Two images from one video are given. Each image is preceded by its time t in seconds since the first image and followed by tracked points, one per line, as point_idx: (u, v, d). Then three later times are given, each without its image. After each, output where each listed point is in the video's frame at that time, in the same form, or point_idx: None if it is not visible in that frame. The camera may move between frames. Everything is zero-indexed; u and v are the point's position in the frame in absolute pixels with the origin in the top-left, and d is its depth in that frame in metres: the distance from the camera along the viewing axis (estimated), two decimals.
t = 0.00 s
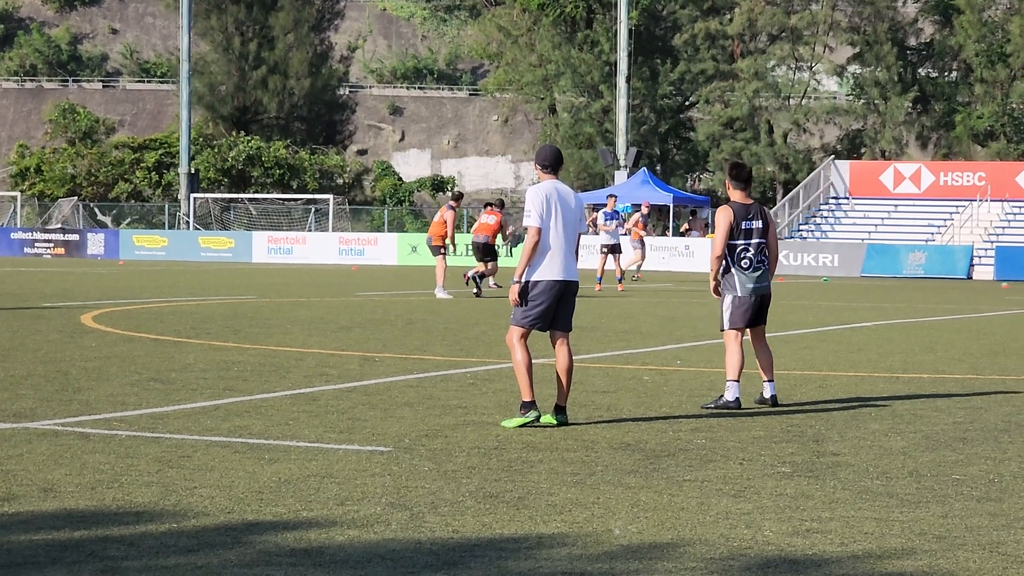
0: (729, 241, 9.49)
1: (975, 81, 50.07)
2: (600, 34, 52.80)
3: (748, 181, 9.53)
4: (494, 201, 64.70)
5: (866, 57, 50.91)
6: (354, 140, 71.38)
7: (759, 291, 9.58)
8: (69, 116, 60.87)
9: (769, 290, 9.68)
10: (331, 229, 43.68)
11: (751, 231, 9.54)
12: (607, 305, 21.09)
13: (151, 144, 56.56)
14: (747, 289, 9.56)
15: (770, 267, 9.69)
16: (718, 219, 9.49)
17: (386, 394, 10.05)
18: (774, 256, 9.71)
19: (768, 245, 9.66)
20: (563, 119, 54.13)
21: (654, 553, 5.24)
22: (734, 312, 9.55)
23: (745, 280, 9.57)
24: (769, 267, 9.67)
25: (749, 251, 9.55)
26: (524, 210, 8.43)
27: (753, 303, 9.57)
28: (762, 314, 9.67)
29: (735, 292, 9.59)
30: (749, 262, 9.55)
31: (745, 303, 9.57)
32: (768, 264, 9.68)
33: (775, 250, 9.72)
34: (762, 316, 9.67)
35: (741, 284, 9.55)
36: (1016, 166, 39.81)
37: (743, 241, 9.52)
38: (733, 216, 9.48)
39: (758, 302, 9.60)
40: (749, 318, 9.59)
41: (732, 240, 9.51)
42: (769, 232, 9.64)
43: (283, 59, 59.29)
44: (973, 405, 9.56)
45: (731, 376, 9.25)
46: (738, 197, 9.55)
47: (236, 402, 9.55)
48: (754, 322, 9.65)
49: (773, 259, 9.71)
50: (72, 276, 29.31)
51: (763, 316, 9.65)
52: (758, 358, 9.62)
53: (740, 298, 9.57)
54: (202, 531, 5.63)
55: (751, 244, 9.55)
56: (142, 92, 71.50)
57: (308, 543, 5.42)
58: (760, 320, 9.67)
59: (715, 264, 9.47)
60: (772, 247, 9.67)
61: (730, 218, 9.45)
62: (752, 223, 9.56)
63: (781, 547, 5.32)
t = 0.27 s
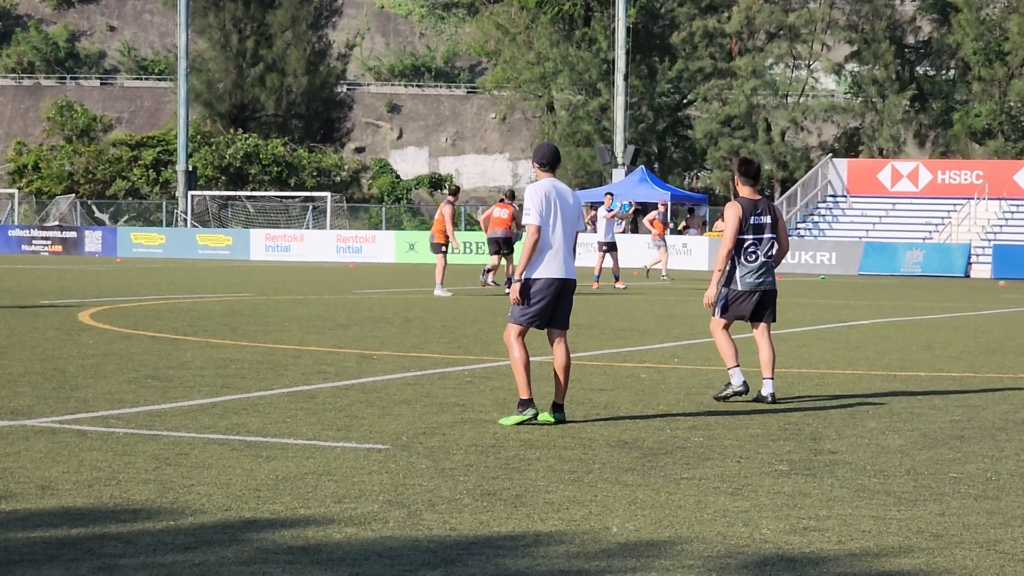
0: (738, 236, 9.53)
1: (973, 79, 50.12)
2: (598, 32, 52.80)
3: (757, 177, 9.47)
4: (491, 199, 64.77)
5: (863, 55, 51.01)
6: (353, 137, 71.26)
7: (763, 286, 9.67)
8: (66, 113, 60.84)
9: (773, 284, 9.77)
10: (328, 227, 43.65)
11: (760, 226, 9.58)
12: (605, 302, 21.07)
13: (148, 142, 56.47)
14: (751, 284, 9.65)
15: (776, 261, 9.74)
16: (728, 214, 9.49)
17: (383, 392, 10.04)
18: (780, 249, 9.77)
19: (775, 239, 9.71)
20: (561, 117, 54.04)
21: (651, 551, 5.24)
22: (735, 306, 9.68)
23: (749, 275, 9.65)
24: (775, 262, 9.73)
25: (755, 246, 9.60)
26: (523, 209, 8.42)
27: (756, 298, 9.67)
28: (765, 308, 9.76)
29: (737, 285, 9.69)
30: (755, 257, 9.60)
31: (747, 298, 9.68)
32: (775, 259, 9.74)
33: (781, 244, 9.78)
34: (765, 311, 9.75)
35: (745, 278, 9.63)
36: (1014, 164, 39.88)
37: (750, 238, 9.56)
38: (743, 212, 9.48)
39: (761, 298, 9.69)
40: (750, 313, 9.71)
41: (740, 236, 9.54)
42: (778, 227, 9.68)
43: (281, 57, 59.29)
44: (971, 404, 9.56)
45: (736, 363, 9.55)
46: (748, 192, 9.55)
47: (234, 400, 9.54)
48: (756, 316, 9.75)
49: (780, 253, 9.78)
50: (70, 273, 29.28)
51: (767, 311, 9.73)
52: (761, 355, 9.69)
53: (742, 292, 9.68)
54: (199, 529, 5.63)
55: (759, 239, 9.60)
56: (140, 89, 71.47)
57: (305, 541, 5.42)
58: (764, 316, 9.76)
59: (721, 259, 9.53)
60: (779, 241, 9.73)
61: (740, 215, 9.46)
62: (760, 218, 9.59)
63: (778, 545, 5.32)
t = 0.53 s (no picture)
0: (729, 237, 9.72)
1: (971, 77, 50.09)
2: (596, 29, 52.93)
3: (748, 181, 9.79)
4: (489, 196, 64.81)
5: (861, 54, 51.10)
6: (350, 134, 71.17)
7: (758, 287, 9.77)
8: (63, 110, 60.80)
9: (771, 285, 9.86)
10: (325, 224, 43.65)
11: (752, 227, 9.77)
12: (603, 300, 21.08)
13: (146, 139, 56.37)
14: (746, 285, 9.77)
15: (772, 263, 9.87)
16: (719, 218, 9.71)
17: (381, 389, 10.04)
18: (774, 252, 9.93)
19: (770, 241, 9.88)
20: (559, 115, 54.03)
21: (647, 548, 5.25)
22: (731, 306, 9.80)
23: (743, 275, 9.78)
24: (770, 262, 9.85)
25: (749, 248, 9.77)
26: (521, 205, 8.42)
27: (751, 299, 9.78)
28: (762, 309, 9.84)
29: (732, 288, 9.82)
30: (748, 258, 9.76)
31: (741, 299, 9.80)
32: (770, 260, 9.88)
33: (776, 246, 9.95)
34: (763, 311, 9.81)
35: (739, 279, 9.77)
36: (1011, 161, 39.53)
37: (743, 239, 9.74)
38: (734, 215, 9.69)
39: (756, 299, 9.79)
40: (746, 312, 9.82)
41: (732, 237, 9.74)
42: (771, 228, 9.87)
43: (278, 54, 59.19)
44: (968, 402, 9.57)
45: (727, 364, 9.89)
46: (740, 195, 9.79)
47: (231, 397, 9.54)
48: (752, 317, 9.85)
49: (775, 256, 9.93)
50: (67, 270, 29.27)
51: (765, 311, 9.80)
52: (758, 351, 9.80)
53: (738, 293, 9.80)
54: (197, 526, 5.63)
55: (752, 240, 9.77)
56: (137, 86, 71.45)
57: (301, 538, 5.42)
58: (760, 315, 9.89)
59: (714, 260, 9.71)
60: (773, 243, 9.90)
61: (731, 217, 9.67)
62: (753, 219, 9.78)
63: (774, 543, 5.32)
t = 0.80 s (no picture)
0: (715, 230, 9.97)
1: (967, 75, 50.08)
2: (593, 27, 53.04)
3: (738, 174, 9.89)
4: (485, 194, 64.85)
5: (858, 51, 51.02)
6: (347, 132, 71.19)
7: (744, 278, 10.03)
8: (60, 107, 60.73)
9: (759, 276, 10.11)
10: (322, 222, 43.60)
11: (739, 219, 9.98)
12: (600, 297, 21.07)
13: (143, 136, 56.29)
14: (733, 276, 10.03)
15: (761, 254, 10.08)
16: (707, 211, 10.01)
17: (378, 387, 10.03)
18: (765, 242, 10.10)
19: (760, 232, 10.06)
20: (555, 112, 54.11)
21: (644, 546, 5.25)
22: (719, 297, 10.09)
23: (731, 267, 10.03)
24: (759, 254, 10.06)
25: (736, 239, 9.97)
26: (518, 203, 8.38)
27: (736, 290, 10.06)
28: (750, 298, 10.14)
29: (721, 279, 10.09)
30: (735, 250, 9.98)
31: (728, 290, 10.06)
32: (759, 250, 10.07)
33: (766, 237, 10.12)
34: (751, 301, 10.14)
35: (726, 271, 10.03)
36: (1008, 160, 39.73)
37: (727, 231, 9.97)
38: (719, 207, 9.96)
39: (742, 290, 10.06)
40: (732, 303, 10.09)
41: (718, 229, 9.99)
42: (760, 220, 10.03)
43: (275, 52, 59.08)
44: (965, 399, 9.57)
45: (724, 361, 9.95)
46: (729, 187, 10.00)
47: (228, 394, 9.54)
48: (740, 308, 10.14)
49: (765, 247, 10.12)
50: (63, 267, 29.24)
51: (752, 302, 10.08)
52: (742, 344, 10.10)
53: (725, 284, 10.07)
54: (194, 522, 5.63)
55: (739, 232, 9.98)
56: (134, 84, 71.41)
57: (299, 535, 5.42)
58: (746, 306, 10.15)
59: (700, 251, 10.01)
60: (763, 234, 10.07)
61: (715, 210, 9.95)
62: (740, 211, 9.99)
63: (772, 541, 5.33)
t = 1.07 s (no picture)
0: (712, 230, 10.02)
1: (964, 73, 50.10)
2: (590, 25, 52.91)
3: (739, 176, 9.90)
4: (482, 192, 64.94)
5: (854, 49, 50.89)
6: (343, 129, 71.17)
7: (738, 279, 10.06)
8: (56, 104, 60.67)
9: (754, 279, 10.12)
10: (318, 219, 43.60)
11: (736, 221, 10.02)
12: (597, 295, 21.07)
13: (139, 134, 56.25)
14: (728, 277, 10.07)
15: (758, 257, 10.10)
16: (706, 209, 10.08)
17: (374, 384, 10.04)
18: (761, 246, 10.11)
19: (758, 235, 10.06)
20: (552, 110, 54.20)
21: (639, 544, 5.25)
22: (713, 296, 10.13)
23: (726, 268, 10.07)
24: (755, 257, 10.08)
25: (733, 240, 10.02)
26: (513, 200, 8.39)
27: (730, 290, 10.09)
28: (744, 299, 10.16)
29: (716, 279, 10.12)
30: (730, 251, 10.02)
31: (724, 290, 10.10)
32: (757, 253, 10.09)
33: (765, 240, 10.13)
34: (745, 302, 10.16)
35: (720, 272, 10.06)
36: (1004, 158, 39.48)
37: (724, 231, 10.03)
38: (718, 208, 10.02)
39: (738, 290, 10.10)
40: (725, 304, 10.11)
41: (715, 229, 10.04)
42: (758, 223, 10.03)
43: (271, 49, 59.23)
44: (961, 397, 9.58)
45: (721, 356, 9.94)
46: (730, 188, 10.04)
47: (223, 391, 9.53)
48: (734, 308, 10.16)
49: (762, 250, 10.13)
50: (59, 264, 29.20)
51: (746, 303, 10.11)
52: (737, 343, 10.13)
53: (719, 284, 10.10)
54: (189, 521, 5.63)
55: (735, 233, 10.02)
56: (130, 81, 71.36)
57: (294, 533, 5.42)
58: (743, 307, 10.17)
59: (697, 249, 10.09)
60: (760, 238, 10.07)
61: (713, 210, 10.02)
62: (739, 213, 10.01)
63: (768, 538, 5.33)
